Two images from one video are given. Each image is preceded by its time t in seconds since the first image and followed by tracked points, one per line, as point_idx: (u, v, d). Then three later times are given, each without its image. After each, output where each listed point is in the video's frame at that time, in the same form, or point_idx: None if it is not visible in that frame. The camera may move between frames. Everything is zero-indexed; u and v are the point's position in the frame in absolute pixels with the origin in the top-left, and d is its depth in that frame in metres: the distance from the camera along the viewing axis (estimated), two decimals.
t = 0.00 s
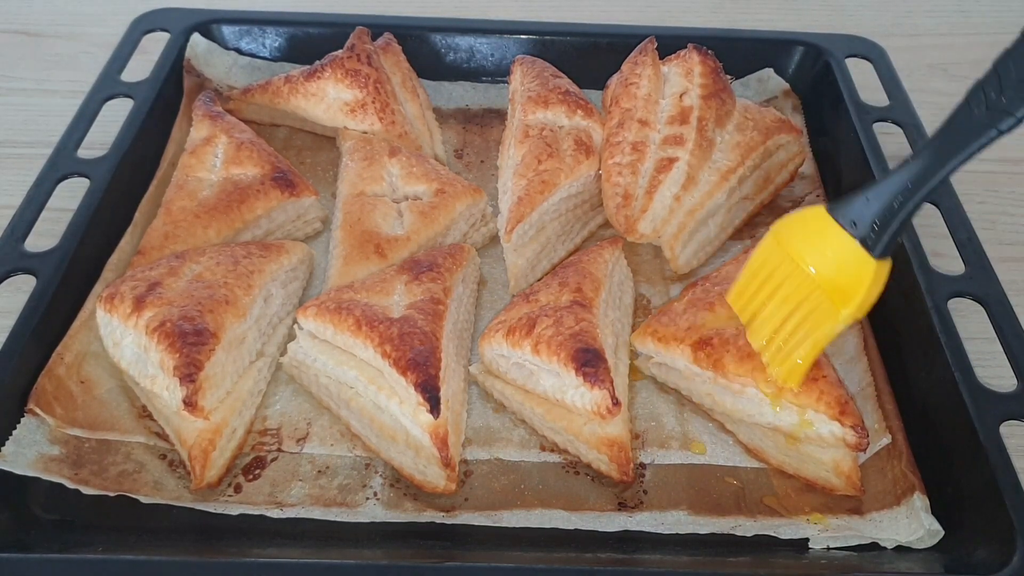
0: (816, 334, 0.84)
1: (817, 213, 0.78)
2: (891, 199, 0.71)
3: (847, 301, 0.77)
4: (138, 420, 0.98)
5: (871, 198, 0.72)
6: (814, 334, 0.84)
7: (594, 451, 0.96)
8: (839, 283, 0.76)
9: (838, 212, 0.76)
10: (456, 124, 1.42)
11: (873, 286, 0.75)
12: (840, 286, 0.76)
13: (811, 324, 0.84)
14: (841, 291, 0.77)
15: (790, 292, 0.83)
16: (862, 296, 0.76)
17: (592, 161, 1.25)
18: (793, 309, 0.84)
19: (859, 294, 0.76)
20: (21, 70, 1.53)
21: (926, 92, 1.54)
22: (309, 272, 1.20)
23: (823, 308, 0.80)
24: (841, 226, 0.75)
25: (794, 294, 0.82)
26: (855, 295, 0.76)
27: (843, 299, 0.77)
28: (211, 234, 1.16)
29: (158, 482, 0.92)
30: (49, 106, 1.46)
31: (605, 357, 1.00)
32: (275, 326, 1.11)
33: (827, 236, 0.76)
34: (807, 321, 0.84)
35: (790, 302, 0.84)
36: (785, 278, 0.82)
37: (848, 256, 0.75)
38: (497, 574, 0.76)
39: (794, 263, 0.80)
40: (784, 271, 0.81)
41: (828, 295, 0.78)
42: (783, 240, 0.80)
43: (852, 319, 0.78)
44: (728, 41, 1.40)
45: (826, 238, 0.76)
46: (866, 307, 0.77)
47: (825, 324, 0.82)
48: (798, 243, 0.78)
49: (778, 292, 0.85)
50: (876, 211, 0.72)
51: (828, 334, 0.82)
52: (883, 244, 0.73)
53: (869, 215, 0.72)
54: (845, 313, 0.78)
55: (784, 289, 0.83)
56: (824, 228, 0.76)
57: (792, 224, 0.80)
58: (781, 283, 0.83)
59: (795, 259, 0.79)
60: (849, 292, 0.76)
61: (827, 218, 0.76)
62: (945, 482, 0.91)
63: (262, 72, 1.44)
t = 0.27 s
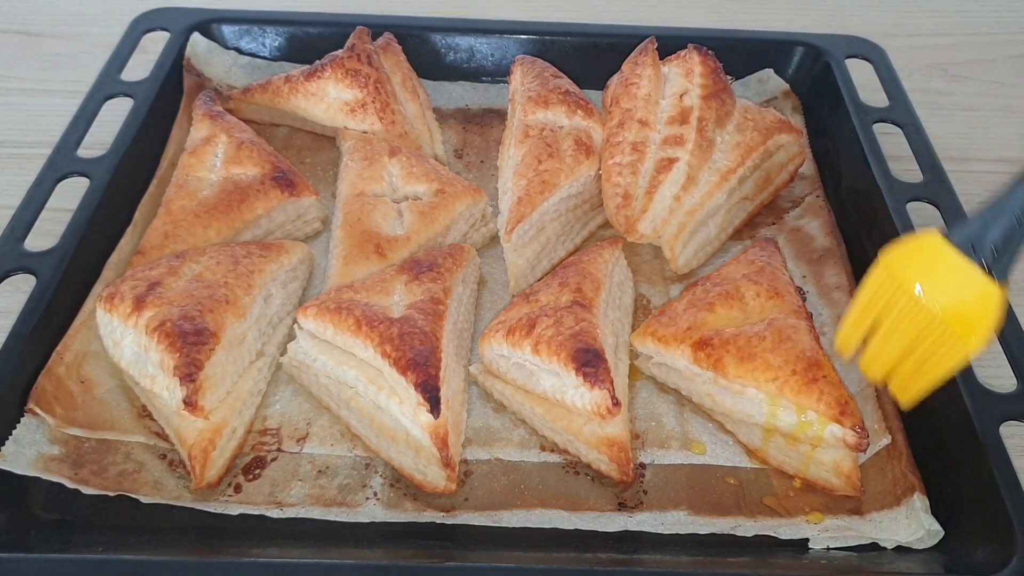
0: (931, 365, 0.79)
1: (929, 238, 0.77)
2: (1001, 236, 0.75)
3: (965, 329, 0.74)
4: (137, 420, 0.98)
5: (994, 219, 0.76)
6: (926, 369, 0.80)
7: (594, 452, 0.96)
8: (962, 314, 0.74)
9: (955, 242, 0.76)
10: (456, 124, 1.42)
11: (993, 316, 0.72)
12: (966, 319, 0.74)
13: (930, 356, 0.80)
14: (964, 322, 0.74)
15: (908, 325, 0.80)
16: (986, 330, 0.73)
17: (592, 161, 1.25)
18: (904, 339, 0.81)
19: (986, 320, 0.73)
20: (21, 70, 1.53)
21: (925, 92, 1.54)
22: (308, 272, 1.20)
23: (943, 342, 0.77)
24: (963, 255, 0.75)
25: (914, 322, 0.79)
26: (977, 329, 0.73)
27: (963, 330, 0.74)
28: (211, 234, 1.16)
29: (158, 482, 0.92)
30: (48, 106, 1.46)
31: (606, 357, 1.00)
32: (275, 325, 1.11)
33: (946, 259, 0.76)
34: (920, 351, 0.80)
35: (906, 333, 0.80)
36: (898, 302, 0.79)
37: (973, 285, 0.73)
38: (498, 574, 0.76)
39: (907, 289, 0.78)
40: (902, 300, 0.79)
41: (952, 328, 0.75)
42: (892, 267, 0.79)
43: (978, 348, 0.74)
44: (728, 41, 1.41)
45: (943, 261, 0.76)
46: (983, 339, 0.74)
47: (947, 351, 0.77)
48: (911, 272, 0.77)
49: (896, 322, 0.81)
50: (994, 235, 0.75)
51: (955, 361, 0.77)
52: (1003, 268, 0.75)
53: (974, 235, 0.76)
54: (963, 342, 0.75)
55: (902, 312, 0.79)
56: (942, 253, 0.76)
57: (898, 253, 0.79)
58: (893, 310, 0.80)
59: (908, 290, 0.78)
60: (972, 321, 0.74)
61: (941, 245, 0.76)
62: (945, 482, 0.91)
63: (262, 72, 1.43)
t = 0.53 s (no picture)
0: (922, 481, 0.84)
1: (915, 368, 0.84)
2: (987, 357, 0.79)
3: (946, 459, 0.81)
4: (138, 420, 0.98)
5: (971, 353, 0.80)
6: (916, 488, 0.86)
7: (594, 452, 0.96)
8: (943, 445, 0.81)
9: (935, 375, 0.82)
10: (457, 124, 1.42)
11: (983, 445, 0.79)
12: (950, 452, 0.81)
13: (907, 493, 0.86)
14: (943, 452, 0.81)
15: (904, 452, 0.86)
16: (969, 461, 0.80)
17: (592, 161, 1.25)
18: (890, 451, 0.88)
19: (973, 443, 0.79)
20: (21, 70, 1.53)
21: (925, 92, 1.54)
22: (309, 272, 1.20)
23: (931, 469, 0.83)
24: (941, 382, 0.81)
25: (904, 444, 0.85)
26: (956, 457, 0.80)
27: (946, 460, 0.81)
28: (211, 234, 1.16)
29: (158, 482, 0.92)
30: (48, 106, 1.46)
31: (606, 357, 1.00)
32: (275, 325, 1.11)
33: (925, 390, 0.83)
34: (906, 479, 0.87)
35: (892, 442, 0.87)
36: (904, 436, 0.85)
37: (953, 418, 0.80)
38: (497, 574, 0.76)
39: (904, 412, 0.85)
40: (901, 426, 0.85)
41: (936, 459, 0.82)
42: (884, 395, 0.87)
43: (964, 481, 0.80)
44: (728, 41, 1.40)
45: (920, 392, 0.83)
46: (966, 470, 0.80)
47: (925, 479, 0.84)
48: (899, 401, 0.85)
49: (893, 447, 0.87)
50: (973, 369, 0.79)
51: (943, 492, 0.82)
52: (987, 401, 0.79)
53: (966, 370, 0.79)
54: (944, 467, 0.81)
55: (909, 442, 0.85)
56: (919, 385, 0.83)
57: (883, 380, 0.88)
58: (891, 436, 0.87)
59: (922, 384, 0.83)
60: (953, 453, 0.81)
61: (925, 375, 0.83)
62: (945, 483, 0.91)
63: (262, 72, 1.43)
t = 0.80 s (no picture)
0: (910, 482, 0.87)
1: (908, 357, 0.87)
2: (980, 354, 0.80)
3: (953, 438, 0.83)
4: (138, 420, 0.98)
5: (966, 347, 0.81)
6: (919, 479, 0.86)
7: (594, 451, 0.96)
8: (934, 439, 0.84)
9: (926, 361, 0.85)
10: (456, 124, 1.42)
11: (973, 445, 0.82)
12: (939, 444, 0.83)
13: (912, 476, 0.87)
14: (948, 438, 0.83)
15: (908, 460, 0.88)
16: (958, 451, 0.83)
17: (592, 161, 1.25)
18: (888, 459, 0.90)
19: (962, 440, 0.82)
20: (21, 70, 1.53)
21: (925, 91, 1.54)
22: (309, 272, 1.20)
23: (915, 412, 0.86)
24: (933, 373, 0.84)
25: (895, 438, 0.89)
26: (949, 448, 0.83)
27: (941, 454, 0.83)
28: (211, 234, 1.16)
29: (158, 482, 0.92)
30: (48, 106, 1.46)
31: (605, 357, 1.00)
32: (275, 326, 1.11)
33: (917, 374, 0.86)
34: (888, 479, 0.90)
35: (890, 446, 0.90)
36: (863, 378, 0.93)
37: (945, 407, 0.83)
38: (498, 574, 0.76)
39: (922, 399, 0.85)
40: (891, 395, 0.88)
41: (926, 452, 0.85)
42: (877, 383, 0.90)
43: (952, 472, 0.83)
44: (728, 41, 1.40)
45: (915, 380, 0.86)
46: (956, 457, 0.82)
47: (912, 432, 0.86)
48: (888, 392, 0.89)
49: (900, 463, 0.88)
50: (967, 362, 0.81)
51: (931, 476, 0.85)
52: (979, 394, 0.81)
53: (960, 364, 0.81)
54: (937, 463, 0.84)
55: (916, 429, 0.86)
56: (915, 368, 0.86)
57: (873, 372, 0.91)
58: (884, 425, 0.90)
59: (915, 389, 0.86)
60: (943, 445, 0.83)
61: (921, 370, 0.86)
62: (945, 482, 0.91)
63: (262, 72, 1.44)
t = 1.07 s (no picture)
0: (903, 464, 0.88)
1: (910, 345, 0.87)
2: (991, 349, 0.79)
3: (936, 434, 0.84)
4: (138, 420, 0.98)
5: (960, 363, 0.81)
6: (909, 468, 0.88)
7: (594, 451, 0.96)
8: (935, 427, 0.84)
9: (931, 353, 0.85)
10: (456, 124, 1.42)
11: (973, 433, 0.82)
12: (941, 437, 0.84)
13: (914, 454, 0.87)
14: (938, 434, 0.84)
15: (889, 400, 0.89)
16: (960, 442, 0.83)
17: (592, 161, 1.25)
18: (887, 441, 0.90)
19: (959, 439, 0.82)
20: (21, 70, 1.53)
21: (925, 91, 1.54)
22: (309, 272, 1.20)
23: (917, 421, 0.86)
24: (935, 366, 0.83)
25: (895, 424, 0.89)
26: (949, 441, 0.83)
27: (942, 442, 0.84)
28: (211, 234, 1.16)
29: (158, 482, 0.92)
30: (48, 106, 1.46)
31: (605, 357, 1.00)
32: (275, 326, 1.11)
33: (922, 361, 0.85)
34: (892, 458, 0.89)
35: (889, 429, 0.90)
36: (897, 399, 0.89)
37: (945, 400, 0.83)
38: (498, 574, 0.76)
39: (886, 386, 0.89)
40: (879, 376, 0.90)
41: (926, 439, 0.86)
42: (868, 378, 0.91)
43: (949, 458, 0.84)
44: (728, 41, 1.40)
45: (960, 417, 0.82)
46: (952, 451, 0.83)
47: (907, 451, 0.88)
48: (891, 379, 0.89)
49: (878, 414, 0.91)
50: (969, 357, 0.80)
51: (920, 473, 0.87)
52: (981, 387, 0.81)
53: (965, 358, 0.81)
54: (936, 450, 0.85)
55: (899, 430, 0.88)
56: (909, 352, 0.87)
57: (877, 357, 0.91)
58: (871, 390, 0.92)
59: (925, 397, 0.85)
60: (946, 435, 0.83)
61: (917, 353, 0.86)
62: (945, 483, 0.91)
63: (262, 72, 1.43)
